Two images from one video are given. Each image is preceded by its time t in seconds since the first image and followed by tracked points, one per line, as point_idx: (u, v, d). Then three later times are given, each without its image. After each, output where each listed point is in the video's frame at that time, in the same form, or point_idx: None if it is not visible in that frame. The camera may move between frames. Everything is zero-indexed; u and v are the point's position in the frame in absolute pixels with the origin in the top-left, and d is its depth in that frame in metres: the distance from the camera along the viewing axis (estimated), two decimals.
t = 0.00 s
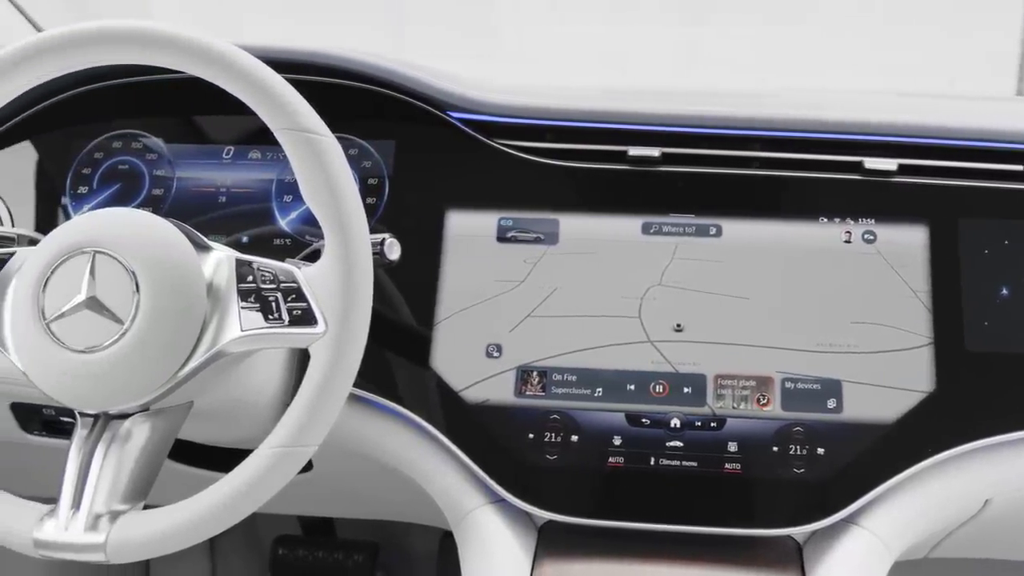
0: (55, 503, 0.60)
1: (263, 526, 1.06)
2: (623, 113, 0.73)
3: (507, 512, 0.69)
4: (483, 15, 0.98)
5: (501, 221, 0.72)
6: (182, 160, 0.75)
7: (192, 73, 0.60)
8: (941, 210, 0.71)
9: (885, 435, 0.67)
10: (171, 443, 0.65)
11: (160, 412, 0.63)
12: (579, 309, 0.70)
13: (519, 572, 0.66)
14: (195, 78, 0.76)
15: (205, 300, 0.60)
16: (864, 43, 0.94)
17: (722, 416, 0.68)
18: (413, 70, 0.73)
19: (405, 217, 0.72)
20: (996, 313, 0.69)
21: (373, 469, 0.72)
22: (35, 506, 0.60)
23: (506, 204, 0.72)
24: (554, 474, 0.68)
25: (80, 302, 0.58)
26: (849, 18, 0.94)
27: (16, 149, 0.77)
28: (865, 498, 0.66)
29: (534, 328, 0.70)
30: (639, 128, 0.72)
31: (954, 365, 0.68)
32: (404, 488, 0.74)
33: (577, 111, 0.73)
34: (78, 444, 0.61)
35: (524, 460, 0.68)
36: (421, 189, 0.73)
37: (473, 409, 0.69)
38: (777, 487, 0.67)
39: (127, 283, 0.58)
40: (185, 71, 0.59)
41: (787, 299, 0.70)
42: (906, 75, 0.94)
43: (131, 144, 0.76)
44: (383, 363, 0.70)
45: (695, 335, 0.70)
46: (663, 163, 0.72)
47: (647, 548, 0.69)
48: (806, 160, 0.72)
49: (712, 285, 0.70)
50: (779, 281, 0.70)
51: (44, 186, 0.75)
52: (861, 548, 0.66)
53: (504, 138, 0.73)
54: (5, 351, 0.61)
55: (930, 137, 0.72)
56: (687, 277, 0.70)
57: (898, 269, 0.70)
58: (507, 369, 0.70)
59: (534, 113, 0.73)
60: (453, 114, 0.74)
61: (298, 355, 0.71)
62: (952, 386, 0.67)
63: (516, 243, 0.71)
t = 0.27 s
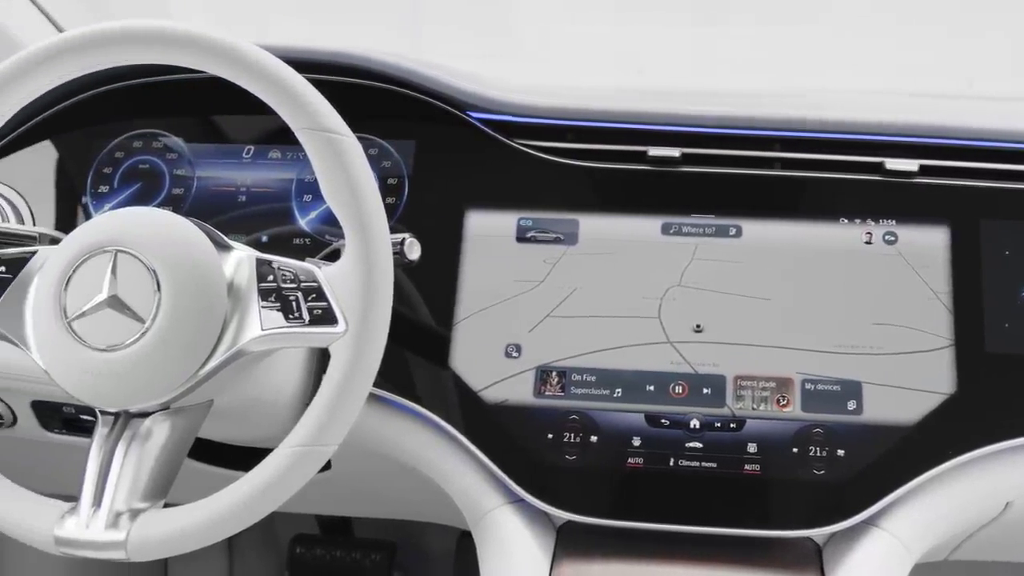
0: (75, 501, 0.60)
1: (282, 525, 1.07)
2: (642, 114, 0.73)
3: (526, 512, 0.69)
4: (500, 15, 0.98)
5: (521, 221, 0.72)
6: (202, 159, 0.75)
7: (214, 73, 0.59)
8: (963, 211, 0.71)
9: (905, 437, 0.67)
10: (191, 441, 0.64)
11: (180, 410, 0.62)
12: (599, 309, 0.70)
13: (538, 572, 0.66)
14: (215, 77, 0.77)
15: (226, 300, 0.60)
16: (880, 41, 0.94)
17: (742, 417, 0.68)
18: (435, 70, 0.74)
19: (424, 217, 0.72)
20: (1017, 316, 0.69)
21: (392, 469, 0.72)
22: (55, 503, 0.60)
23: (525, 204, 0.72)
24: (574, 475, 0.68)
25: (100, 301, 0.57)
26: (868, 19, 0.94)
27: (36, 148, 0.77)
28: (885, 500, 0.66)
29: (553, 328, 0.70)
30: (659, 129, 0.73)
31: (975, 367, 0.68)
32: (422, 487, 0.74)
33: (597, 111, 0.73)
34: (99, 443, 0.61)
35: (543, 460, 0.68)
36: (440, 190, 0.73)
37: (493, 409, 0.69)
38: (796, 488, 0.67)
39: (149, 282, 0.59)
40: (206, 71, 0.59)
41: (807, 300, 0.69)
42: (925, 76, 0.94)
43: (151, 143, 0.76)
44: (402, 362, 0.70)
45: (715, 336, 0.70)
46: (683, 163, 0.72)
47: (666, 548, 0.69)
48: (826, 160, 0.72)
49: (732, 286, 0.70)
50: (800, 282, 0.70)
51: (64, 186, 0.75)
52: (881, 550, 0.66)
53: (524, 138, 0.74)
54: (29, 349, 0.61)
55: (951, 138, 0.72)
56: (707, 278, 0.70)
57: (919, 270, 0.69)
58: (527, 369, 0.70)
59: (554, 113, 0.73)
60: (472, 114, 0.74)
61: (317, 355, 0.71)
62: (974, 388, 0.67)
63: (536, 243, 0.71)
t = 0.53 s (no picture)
0: (93, 499, 0.60)
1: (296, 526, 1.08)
2: (658, 114, 0.73)
3: (543, 512, 0.69)
4: (516, 14, 0.98)
5: (538, 221, 0.72)
6: (220, 159, 0.75)
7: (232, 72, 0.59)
8: (982, 212, 0.70)
9: (923, 439, 0.66)
10: (209, 441, 0.64)
11: (198, 409, 0.63)
12: (616, 309, 0.70)
13: (555, 572, 0.66)
14: (233, 77, 0.77)
15: (243, 300, 0.60)
16: (897, 40, 0.94)
17: (759, 418, 0.68)
18: (452, 70, 0.74)
19: (441, 217, 0.73)
20: None
21: (409, 469, 0.72)
22: (74, 502, 0.60)
23: (542, 205, 0.72)
24: (591, 475, 0.68)
25: (119, 299, 0.58)
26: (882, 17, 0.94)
27: (53, 148, 0.77)
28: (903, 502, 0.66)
29: (570, 328, 0.70)
30: (676, 129, 0.73)
31: (994, 368, 0.68)
32: (438, 487, 0.74)
33: (615, 111, 0.73)
34: (118, 442, 0.61)
35: (560, 461, 0.68)
36: (457, 190, 0.73)
37: (510, 409, 0.69)
38: (814, 489, 0.66)
39: (167, 281, 0.59)
40: (225, 71, 0.59)
41: (825, 301, 0.69)
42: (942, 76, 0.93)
43: (169, 143, 0.76)
44: (419, 362, 0.70)
45: (732, 337, 0.69)
46: (700, 164, 0.72)
47: (682, 549, 0.69)
48: (843, 161, 0.72)
49: (749, 286, 0.70)
50: (817, 283, 0.69)
51: (81, 186, 0.75)
52: (899, 552, 0.66)
53: (541, 138, 0.74)
54: (47, 349, 0.61)
55: (971, 139, 0.71)
56: (724, 278, 0.70)
57: (938, 271, 0.69)
58: (544, 369, 0.70)
59: (571, 113, 0.73)
60: (490, 114, 0.74)
61: (334, 355, 0.71)
62: (993, 389, 0.67)
63: (553, 244, 0.71)
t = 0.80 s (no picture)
0: (112, 498, 0.59)
1: (312, 526, 1.09)
2: (675, 114, 0.73)
3: (560, 513, 0.69)
4: (533, 15, 0.99)
5: (555, 222, 0.72)
6: (238, 159, 0.75)
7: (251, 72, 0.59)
8: (1002, 213, 0.70)
9: (941, 441, 0.66)
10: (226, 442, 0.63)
11: (216, 408, 0.62)
12: (633, 309, 0.70)
13: (572, 572, 0.66)
14: (251, 78, 0.77)
15: (261, 300, 0.60)
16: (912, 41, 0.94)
17: (777, 419, 0.68)
18: (470, 70, 0.75)
19: (459, 218, 0.73)
20: None
21: (426, 468, 0.72)
22: (92, 501, 0.60)
23: (560, 205, 0.72)
24: (608, 476, 0.68)
25: (137, 299, 0.57)
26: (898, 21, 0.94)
27: (72, 148, 0.78)
28: (921, 504, 0.65)
29: (588, 329, 0.70)
30: (693, 129, 0.73)
31: (1013, 370, 0.67)
32: (455, 488, 0.74)
33: (632, 112, 0.73)
34: (136, 441, 0.60)
35: (577, 461, 0.68)
36: (474, 190, 0.73)
37: (527, 410, 0.69)
38: (832, 491, 0.66)
39: (186, 281, 0.58)
40: (243, 71, 0.58)
41: (843, 302, 0.69)
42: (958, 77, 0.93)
43: (187, 143, 0.76)
44: (435, 362, 0.70)
45: (750, 338, 0.69)
46: (718, 164, 0.72)
47: (700, 550, 0.69)
48: (861, 161, 0.72)
49: (766, 287, 0.70)
50: (836, 283, 0.69)
51: (100, 186, 0.76)
52: (917, 554, 0.65)
53: (558, 138, 0.74)
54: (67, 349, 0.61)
55: (989, 140, 0.71)
56: (742, 279, 0.70)
57: (957, 273, 0.69)
58: (561, 369, 0.70)
59: (588, 113, 0.73)
60: (507, 114, 0.74)
61: (351, 355, 0.71)
62: (1012, 391, 0.67)
63: (570, 244, 0.71)
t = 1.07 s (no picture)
0: (129, 496, 0.59)
1: (327, 525, 1.09)
2: (692, 114, 0.73)
3: (576, 513, 0.69)
4: (547, 16, 1.00)
5: (572, 222, 0.72)
6: (255, 159, 0.75)
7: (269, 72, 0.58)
8: (1021, 214, 0.70)
9: (959, 443, 0.66)
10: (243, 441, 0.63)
11: (234, 407, 0.62)
12: (650, 310, 0.70)
13: (589, 572, 0.66)
14: (268, 77, 0.77)
15: (279, 300, 0.59)
16: (925, 43, 0.94)
17: (794, 420, 0.68)
18: (488, 71, 0.75)
19: (475, 218, 0.73)
20: None
21: (442, 469, 0.72)
22: (109, 499, 0.60)
23: (576, 205, 0.72)
24: (624, 476, 0.68)
25: (156, 298, 0.58)
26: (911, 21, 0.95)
27: (90, 147, 0.78)
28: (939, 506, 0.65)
29: (604, 329, 0.70)
30: (710, 129, 0.73)
31: None
32: (472, 488, 0.74)
33: (649, 112, 0.73)
34: (153, 440, 0.60)
35: (593, 462, 0.68)
36: (491, 190, 0.73)
37: (543, 410, 0.69)
38: (849, 492, 0.66)
39: (204, 280, 0.58)
40: (261, 71, 0.58)
41: (861, 303, 0.69)
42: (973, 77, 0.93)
43: (204, 143, 0.76)
44: (452, 362, 0.70)
45: (767, 339, 0.69)
46: (735, 165, 0.72)
47: (716, 551, 0.69)
48: (878, 162, 0.71)
49: (784, 288, 0.70)
50: (853, 284, 0.69)
51: (117, 185, 0.76)
52: (935, 556, 0.65)
53: (575, 138, 0.74)
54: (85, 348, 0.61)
55: (1008, 141, 0.71)
56: (759, 280, 0.70)
57: (976, 274, 0.69)
58: (578, 369, 0.70)
59: (605, 114, 0.73)
60: (524, 114, 0.74)
61: (368, 355, 0.71)
62: None
63: (587, 244, 0.71)
